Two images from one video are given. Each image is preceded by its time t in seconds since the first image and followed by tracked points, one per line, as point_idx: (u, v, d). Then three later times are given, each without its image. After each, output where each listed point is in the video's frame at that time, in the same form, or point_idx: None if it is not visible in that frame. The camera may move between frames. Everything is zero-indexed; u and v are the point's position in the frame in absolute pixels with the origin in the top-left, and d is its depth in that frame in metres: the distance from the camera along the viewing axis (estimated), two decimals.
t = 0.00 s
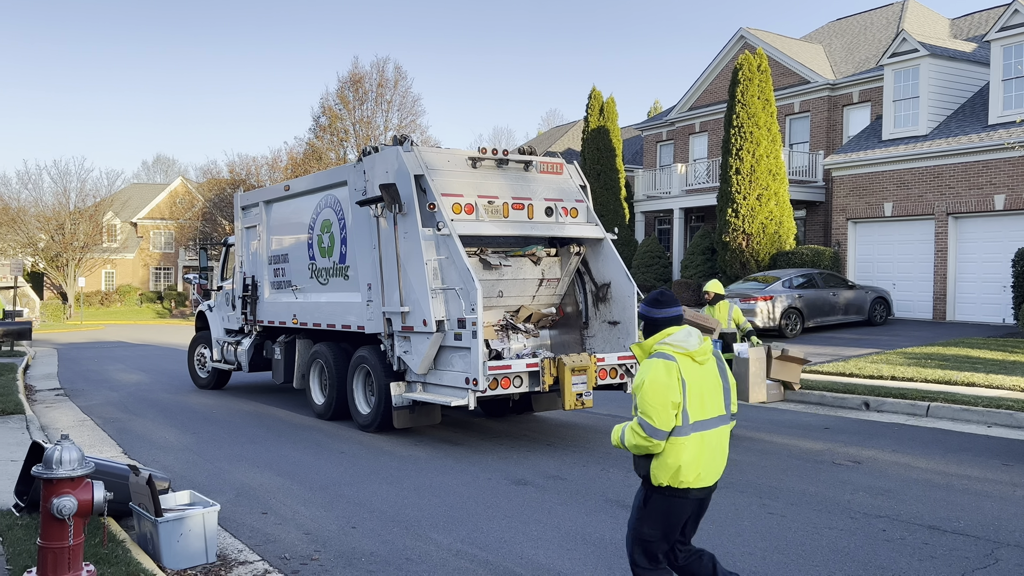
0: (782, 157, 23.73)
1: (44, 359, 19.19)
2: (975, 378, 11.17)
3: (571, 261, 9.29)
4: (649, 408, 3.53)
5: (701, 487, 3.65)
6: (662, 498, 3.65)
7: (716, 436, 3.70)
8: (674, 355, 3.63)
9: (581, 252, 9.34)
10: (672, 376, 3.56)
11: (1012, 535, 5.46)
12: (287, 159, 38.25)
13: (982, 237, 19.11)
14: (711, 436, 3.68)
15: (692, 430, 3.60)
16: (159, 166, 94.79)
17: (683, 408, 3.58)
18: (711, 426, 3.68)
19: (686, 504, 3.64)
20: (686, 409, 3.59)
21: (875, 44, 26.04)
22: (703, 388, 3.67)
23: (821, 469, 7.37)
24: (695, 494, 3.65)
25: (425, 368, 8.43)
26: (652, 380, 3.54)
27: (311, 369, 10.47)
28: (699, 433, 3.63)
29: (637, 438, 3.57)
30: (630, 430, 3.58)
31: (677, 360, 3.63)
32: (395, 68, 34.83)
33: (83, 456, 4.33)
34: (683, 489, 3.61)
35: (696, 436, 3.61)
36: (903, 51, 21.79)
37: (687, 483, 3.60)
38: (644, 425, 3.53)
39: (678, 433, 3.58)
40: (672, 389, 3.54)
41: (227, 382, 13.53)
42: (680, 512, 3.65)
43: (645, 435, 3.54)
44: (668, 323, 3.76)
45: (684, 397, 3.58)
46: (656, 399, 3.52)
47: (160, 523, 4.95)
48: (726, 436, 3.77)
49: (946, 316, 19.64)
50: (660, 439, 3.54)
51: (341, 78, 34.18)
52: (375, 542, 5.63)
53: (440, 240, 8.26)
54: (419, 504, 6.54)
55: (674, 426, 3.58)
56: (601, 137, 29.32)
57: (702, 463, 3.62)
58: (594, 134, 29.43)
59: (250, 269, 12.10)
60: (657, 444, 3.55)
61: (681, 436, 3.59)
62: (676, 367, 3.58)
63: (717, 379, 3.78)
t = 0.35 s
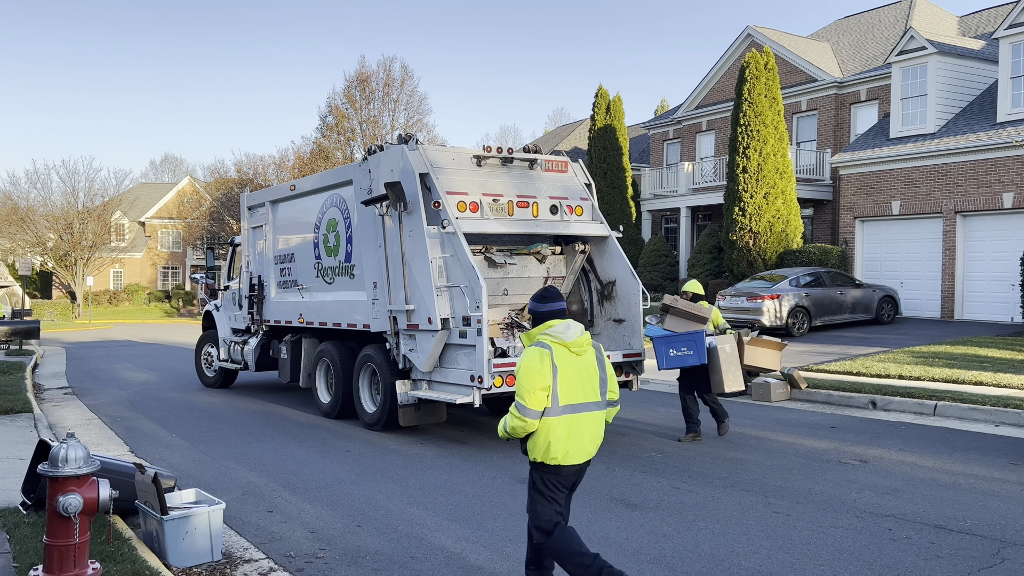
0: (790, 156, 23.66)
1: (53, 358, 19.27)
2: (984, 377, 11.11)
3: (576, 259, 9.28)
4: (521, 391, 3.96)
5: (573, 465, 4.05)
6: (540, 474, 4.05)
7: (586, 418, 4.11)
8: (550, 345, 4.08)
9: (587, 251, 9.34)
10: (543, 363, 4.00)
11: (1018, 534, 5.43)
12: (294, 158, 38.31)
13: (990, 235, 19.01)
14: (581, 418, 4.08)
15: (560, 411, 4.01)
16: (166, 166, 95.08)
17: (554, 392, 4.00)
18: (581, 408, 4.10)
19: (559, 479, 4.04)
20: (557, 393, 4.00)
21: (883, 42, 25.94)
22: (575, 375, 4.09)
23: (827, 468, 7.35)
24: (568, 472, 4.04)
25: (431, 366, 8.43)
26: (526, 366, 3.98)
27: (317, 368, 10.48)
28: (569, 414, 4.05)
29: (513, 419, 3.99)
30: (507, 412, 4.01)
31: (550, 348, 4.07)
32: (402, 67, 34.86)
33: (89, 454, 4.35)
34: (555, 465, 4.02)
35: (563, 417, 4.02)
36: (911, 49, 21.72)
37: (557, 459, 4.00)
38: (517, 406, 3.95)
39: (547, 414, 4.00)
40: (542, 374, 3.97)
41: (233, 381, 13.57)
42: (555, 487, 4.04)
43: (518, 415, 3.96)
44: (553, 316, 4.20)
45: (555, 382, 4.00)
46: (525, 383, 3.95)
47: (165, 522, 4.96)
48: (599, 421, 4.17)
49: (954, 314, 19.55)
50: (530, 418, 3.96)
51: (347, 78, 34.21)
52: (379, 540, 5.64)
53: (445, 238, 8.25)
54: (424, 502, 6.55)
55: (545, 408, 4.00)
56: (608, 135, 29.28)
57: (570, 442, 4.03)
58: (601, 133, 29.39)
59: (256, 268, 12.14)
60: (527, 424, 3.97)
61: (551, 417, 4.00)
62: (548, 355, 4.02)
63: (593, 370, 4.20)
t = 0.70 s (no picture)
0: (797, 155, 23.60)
1: (61, 356, 19.35)
2: (991, 376, 11.07)
3: (582, 258, 9.29)
4: (451, 381, 4.13)
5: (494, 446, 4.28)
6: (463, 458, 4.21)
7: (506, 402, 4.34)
8: (469, 339, 4.27)
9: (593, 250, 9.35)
10: (467, 355, 4.19)
11: None
12: (300, 156, 38.38)
13: (998, 234, 18.94)
14: (500, 403, 4.30)
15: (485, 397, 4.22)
16: (173, 165, 95.36)
17: (476, 381, 4.20)
18: (501, 394, 4.32)
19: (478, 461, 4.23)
20: (480, 380, 4.20)
21: (890, 40, 25.87)
22: (496, 363, 4.31)
23: (834, 467, 7.33)
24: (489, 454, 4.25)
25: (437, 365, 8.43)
26: (451, 359, 4.16)
27: (324, 366, 10.51)
28: (491, 400, 4.26)
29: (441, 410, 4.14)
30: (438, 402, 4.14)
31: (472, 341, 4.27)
32: (408, 66, 34.90)
33: (96, 453, 4.37)
34: (473, 448, 4.20)
35: (488, 403, 4.24)
36: (919, 47, 21.64)
37: (482, 441, 4.20)
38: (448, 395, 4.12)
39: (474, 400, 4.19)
40: (466, 364, 4.17)
41: (240, 380, 13.60)
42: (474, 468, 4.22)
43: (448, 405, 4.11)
44: (464, 313, 4.40)
45: (478, 371, 4.20)
46: (455, 372, 4.14)
47: (172, 520, 4.97)
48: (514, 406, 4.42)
49: (962, 314, 19.49)
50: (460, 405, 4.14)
51: (354, 77, 34.27)
52: (385, 540, 5.64)
53: (450, 237, 8.26)
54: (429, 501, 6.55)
55: (472, 395, 4.19)
56: (614, 134, 29.24)
57: (495, 426, 4.25)
58: (607, 132, 29.35)
59: (262, 267, 12.17)
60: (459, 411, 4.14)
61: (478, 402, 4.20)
62: (470, 347, 4.23)
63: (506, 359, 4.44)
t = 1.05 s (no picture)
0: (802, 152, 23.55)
1: (66, 354, 19.39)
2: (997, 375, 11.05)
3: (586, 256, 9.32)
4: (370, 367, 4.55)
5: (420, 428, 4.67)
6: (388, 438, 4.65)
7: (431, 388, 4.73)
8: (396, 327, 4.66)
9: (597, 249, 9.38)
10: (388, 343, 4.57)
11: None
12: (305, 154, 38.40)
13: (1004, 233, 18.88)
14: (426, 389, 4.70)
15: (405, 383, 4.62)
16: (178, 163, 95.47)
17: (399, 369, 4.59)
18: (425, 380, 4.71)
19: (404, 443, 4.65)
20: (402, 368, 4.59)
21: (896, 38, 25.80)
22: (421, 353, 4.68)
23: (839, 466, 7.32)
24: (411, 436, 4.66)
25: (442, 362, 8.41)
26: (374, 348, 4.55)
27: (328, 364, 10.50)
28: (412, 386, 4.65)
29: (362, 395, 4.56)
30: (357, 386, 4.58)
31: (396, 330, 4.65)
32: (413, 63, 34.88)
33: (104, 450, 4.38)
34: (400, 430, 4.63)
35: (408, 389, 4.63)
36: (925, 45, 21.56)
37: (402, 424, 4.62)
38: (365, 380, 4.54)
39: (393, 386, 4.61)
40: (388, 354, 4.54)
41: (245, 377, 13.62)
42: (405, 449, 4.64)
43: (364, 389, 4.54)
44: (395, 305, 4.77)
45: (401, 360, 4.58)
46: (374, 361, 4.54)
47: (179, 517, 4.98)
48: (442, 391, 4.79)
49: (967, 312, 19.45)
50: (378, 393, 4.56)
51: (358, 75, 34.27)
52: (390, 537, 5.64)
53: (456, 235, 8.27)
54: (435, 499, 6.55)
55: (391, 382, 4.60)
56: (619, 132, 29.20)
57: (414, 411, 4.64)
58: (612, 129, 29.30)
59: (267, 265, 12.18)
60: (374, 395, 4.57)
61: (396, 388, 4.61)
62: (394, 337, 4.60)
63: (437, 347, 4.80)
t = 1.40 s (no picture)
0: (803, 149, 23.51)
1: (68, 350, 19.40)
2: (999, 372, 11.03)
3: (589, 253, 9.32)
4: (312, 369, 4.87)
5: (361, 422, 5.01)
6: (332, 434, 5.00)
7: (372, 384, 5.08)
8: (335, 329, 5.00)
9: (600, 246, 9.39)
10: (327, 346, 4.91)
11: None
12: (306, 150, 38.36)
13: (1007, 230, 18.84)
14: (366, 384, 5.04)
15: (347, 381, 4.96)
16: (179, 159, 95.47)
17: (339, 367, 4.93)
18: (366, 377, 5.06)
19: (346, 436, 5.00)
20: (342, 366, 4.93)
21: (898, 35, 25.73)
22: (360, 352, 5.01)
23: (842, 463, 7.32)
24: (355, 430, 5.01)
25: (445, 357, 8.43)
26: (314, 350, 4.89)
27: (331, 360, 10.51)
28: (354, 383, 4.99)
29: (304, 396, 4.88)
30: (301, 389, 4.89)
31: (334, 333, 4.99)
32: (414, 59, 34.83)
33: (107, 446, 4.37)
34: (343, 424, 4.97)
35: (349, 386, 4.97)
36: (927, 41, 21.46)
37: (346, 419, 4.96)
38: (308, 383, 4.87)
39: (336, 385, 4.94)
40: (327, 353, 4.88)
41: (247, 374, 13.64)
42: (344, 441, 5.00)
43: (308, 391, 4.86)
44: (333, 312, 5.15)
45: (340, 359, 4.92)
46: (315, 362, 4.87)
47: (182, 513, 4.98)
48: (384, 387, 5.14)
49: (969, 309, 19.44)
50: (321, 392, 4.88)
51: (359, 70, 34.19)
52: (393, 533, 5.64)
53: (458, 232, 8.25)
54: (438, 495, 6.55)
55: (333, 382, 4.92)
56: (620, 129, 29.16)
57: (358, 407, 4.98)
58: (613, 126, 29.25)
59: (269, 261, 12.17)
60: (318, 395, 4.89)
61: (339, 387, 4.94)
62: (332, 338, 4.93)
63: (376, 346, 5.15)
